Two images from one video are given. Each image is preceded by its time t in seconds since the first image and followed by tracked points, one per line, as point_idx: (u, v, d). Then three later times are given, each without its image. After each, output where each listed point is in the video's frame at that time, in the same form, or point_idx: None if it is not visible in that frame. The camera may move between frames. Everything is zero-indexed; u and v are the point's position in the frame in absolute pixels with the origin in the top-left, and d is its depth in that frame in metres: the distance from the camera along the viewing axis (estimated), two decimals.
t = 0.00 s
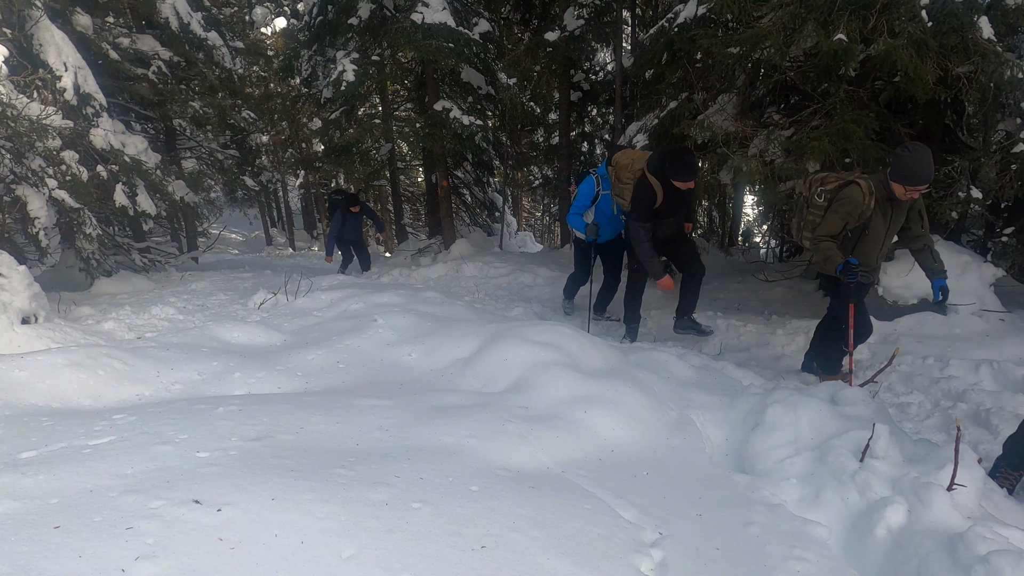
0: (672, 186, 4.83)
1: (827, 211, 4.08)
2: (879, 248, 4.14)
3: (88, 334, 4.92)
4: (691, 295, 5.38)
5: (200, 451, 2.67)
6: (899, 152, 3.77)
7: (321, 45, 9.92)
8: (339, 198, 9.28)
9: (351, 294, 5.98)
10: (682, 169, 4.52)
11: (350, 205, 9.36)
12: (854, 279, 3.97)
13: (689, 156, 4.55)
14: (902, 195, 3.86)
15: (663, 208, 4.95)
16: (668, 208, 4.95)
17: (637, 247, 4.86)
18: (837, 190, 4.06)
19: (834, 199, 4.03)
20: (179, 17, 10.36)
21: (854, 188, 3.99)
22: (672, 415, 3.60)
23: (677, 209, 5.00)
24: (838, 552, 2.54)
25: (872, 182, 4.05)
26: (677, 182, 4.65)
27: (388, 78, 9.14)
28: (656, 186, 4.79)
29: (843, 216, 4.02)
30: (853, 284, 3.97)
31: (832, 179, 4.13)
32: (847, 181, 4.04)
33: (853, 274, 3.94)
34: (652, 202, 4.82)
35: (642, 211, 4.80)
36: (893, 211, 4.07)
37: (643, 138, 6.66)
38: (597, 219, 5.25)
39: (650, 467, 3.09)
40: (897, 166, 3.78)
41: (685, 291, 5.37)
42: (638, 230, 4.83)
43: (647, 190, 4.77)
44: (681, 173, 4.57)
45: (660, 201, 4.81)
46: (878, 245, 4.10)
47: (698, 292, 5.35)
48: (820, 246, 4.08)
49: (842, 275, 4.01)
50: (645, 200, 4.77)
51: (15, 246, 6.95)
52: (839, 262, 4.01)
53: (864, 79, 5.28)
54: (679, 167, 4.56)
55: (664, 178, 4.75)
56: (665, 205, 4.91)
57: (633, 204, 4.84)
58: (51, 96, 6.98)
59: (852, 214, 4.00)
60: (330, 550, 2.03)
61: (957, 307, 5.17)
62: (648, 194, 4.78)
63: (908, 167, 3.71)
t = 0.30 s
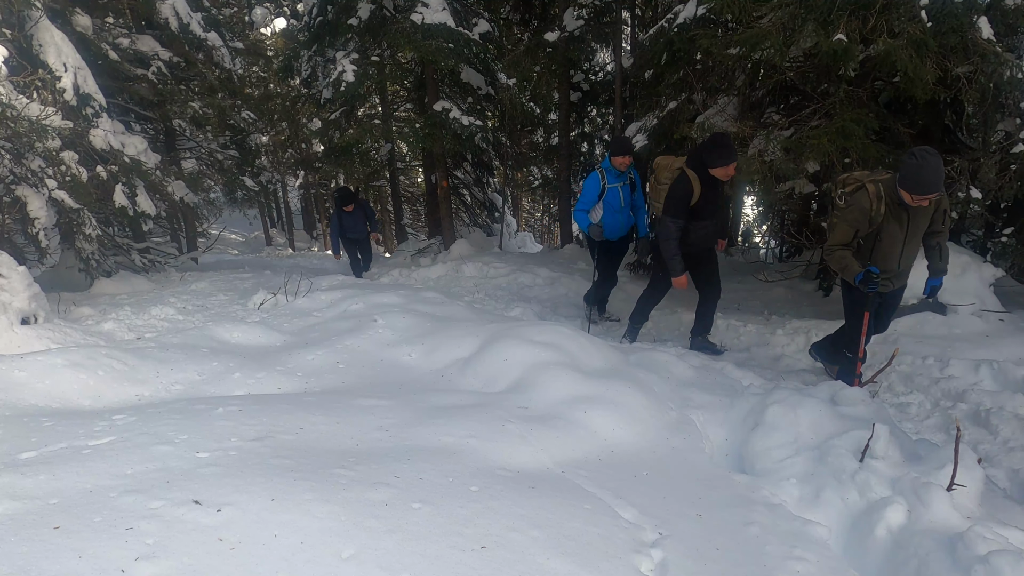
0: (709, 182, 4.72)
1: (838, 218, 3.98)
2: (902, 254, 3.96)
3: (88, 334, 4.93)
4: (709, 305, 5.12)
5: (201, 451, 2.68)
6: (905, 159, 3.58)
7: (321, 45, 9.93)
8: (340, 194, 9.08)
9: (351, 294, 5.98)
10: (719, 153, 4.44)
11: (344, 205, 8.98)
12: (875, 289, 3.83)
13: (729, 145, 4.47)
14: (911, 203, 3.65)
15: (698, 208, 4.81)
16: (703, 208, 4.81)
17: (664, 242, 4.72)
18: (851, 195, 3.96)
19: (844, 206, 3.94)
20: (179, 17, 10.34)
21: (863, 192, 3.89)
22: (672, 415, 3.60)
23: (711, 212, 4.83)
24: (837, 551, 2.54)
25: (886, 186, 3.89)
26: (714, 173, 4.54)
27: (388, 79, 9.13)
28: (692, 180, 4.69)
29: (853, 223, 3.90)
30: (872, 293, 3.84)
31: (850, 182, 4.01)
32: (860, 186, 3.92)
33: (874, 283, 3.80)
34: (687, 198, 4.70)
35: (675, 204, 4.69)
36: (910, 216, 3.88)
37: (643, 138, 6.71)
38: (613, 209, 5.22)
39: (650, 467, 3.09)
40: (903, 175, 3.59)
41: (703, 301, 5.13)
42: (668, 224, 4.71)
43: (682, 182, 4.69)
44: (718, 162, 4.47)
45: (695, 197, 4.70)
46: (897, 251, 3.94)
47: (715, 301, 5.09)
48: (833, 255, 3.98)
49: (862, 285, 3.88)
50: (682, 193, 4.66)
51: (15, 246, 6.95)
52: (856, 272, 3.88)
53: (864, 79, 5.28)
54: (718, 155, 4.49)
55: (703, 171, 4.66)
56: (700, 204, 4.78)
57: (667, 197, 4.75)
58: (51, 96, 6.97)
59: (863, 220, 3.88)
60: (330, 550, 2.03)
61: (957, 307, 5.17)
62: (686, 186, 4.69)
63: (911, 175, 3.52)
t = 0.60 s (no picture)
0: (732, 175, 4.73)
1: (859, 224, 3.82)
2: (925, 264, 3.77)
3: (88, 334, 4.93)
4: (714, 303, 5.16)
5: (201, 451, 2.68)
6: (935, 166, 3.47)
7: (321, 45, 9.92)
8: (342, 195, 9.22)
9: (351, 294, 5.98)
10: (741, 143, 4.46)
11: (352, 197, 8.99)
12: (909, 283, 3.65)
13: (752, 137, 4.47)
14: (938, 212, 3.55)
15: (719, 201, 4.83)
16: (724, 202, 4.83)
17: (681, 232, 4.80)
18: (872, 202, 3.80)
19: (864, 213, 3.78)
20: (179, 17, 10.32)
21: (886, 199, 3.73)
22: (672, 415, 3.60)
23: (732, 207, 4.84)
24: (838, 551, 2.54)
25: (910, 194, 3.73)
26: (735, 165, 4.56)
27: (388, 79, 9.12)
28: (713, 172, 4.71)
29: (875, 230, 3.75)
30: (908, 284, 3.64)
31: (871, 188, 3.84)
32: (882, 192, 3.76)
33: (908, 276, 3.62)
34: (707, 190, 4.74)
35: (694, 195, 4.74)
36: (935, 226, 3.70)
37: (643, 138, 6.71)
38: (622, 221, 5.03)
39: (650, 467, 3.09)
40: (931, 180, 3.49)
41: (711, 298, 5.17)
42: (687, 213, 4.77)
43: (703, 173, 4.73)
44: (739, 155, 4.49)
45: (716, 189, 4.72)
46: (921, 260, 3.74)
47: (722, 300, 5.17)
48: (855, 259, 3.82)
49: (895, 281, 3.69)
50: (702, 185, 4.71)
51: (15, 246, 6.95)
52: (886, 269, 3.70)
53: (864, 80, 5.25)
54: (740, 146, 4.51)
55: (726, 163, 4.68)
56: (721, 198, 4.80)
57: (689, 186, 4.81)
58: (51, 96, 6.96)
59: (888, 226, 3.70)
60: (330, 551, 2.03)
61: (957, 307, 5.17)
62: (706, 179, 4.72)
63: (939, 182, 3.42)
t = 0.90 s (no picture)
0: (748, 183, 4.68)
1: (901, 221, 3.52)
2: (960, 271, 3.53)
3: (88, 334, 4.92)
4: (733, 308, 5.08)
5: (201, 451, 2.67)
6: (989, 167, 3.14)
7: (321, 45, 9.92)
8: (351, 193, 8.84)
9: (351, 294, 5.98)
10: (756, 153, 4.40)
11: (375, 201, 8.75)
12: (958, 240, 3.23)
13: (767, 147, 4.41)
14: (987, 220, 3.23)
15: (736, 210, 4.78)
16: (741, 211, 4.77)
17: (693, 240, 4.82)
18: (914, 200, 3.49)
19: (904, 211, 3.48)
20: (179, 17, 10.31)
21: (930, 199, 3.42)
22: (672, 415, 3.59)
23: (749, 217, 4.77)
24: (838, 551, 2.53)
25: (956, 196, 3.42)
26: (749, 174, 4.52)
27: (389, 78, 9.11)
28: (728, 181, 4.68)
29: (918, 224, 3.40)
30: (955, 245, 3.23)
31: (912, 187, 3.59)
32: (926, 191, 3.49)
33: (958, 228, 3.21)
34: (723, 198, 4.71)
35: (708, 203, 4.74)
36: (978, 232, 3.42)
37: (643, 138, 6.72)
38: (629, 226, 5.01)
39: (650, 467, 3.09)
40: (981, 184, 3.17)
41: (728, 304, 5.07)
42: (701, 221, 4.79)
43: (718, 181, 4.72)
44: (751, 165, 4.46)
45: (731, 199, 4.68)
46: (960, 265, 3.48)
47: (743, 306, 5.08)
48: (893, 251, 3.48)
49: (944, 239, 3.27)
50: (716, 194, 4.69)
51: (15, 246, 6.94)
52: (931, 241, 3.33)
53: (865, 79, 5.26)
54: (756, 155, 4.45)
55: (741, 172, 4.64)
56: (737, 206, 4.75)
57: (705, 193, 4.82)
58: (51, 96, 6.96)
59: (930, 224, 3.36)
60: (330, 550, 2.03)
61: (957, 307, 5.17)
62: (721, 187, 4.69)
63: (988, 187, 3.11)
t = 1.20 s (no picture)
0: (778, 191, 4.45)
1: (930, 217, 3.56)
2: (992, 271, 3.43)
3: (88, 334, 4.93)
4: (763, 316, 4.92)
5: (201, 451, 2.67)
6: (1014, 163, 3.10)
7: (321, 45, 9.92)
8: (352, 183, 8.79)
9: (351, 294, 5.99)
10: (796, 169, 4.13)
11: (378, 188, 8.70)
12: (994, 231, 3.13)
13: (805, 161, 4.14)
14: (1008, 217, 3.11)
15: (764, 217, 4.58)
16: (769, 217, 4.57)
17: (726, 253, 4.57)
18: (943, 194, 3.55)
19: (930, 204, 3.58)
20: (179, 17, 10.32)
21: (960, 194, 3.45)
22: (672, 415, 3.59)
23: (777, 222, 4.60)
24: (837, 551, 2.54)
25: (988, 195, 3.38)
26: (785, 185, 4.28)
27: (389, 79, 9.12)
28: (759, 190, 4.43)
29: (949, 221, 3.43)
30: (995, 234, 3.13)
31: (946, 181, 3.59)
32: (957, 187, 3.50)
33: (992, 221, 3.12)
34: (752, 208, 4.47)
35: (738, 215, 4.49)
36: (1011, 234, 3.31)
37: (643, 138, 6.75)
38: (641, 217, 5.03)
39: (650, 467, 3.09)
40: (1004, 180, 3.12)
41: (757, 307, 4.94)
42: (731, 234, 4.54)
43: (747, 191, 4.44)
44: (790, 177, 4.20)
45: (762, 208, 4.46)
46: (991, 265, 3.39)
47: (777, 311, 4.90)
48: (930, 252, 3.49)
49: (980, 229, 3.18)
50: (746, 205, 4.45)
51: (15, 246, 6.94)
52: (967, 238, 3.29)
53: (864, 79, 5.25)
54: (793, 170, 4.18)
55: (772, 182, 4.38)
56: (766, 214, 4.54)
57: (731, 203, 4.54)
58: (51, 96, 6.97)
59: (958, 221, 3.39)
60: (331, 551, 2.03)
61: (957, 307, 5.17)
62: (752, 198, 4.45)
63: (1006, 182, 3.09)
